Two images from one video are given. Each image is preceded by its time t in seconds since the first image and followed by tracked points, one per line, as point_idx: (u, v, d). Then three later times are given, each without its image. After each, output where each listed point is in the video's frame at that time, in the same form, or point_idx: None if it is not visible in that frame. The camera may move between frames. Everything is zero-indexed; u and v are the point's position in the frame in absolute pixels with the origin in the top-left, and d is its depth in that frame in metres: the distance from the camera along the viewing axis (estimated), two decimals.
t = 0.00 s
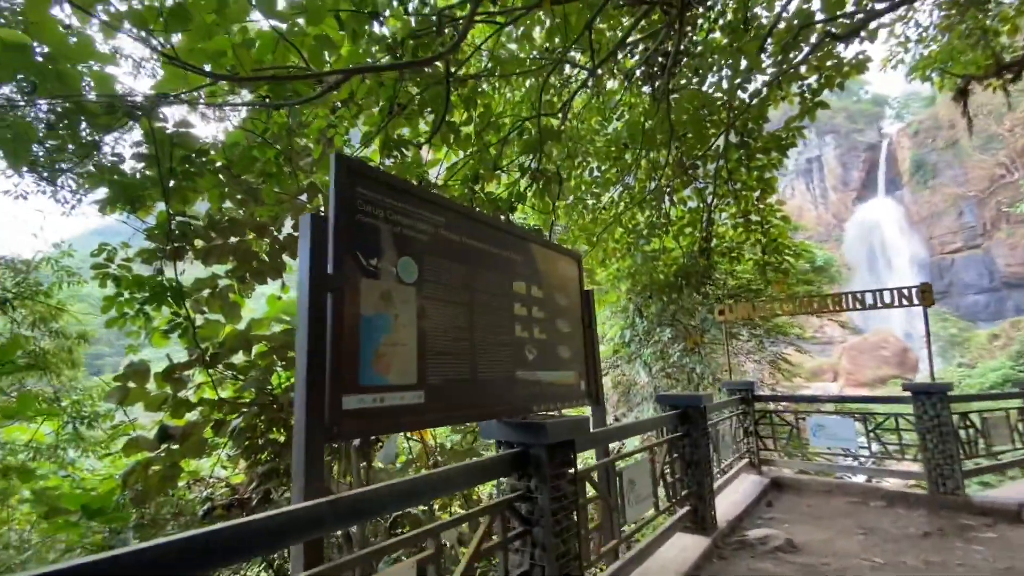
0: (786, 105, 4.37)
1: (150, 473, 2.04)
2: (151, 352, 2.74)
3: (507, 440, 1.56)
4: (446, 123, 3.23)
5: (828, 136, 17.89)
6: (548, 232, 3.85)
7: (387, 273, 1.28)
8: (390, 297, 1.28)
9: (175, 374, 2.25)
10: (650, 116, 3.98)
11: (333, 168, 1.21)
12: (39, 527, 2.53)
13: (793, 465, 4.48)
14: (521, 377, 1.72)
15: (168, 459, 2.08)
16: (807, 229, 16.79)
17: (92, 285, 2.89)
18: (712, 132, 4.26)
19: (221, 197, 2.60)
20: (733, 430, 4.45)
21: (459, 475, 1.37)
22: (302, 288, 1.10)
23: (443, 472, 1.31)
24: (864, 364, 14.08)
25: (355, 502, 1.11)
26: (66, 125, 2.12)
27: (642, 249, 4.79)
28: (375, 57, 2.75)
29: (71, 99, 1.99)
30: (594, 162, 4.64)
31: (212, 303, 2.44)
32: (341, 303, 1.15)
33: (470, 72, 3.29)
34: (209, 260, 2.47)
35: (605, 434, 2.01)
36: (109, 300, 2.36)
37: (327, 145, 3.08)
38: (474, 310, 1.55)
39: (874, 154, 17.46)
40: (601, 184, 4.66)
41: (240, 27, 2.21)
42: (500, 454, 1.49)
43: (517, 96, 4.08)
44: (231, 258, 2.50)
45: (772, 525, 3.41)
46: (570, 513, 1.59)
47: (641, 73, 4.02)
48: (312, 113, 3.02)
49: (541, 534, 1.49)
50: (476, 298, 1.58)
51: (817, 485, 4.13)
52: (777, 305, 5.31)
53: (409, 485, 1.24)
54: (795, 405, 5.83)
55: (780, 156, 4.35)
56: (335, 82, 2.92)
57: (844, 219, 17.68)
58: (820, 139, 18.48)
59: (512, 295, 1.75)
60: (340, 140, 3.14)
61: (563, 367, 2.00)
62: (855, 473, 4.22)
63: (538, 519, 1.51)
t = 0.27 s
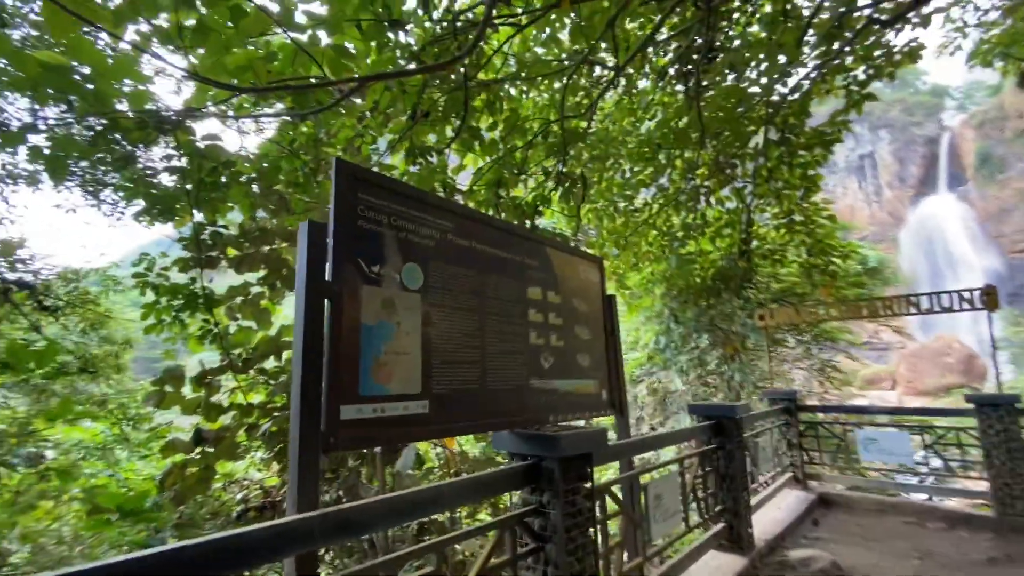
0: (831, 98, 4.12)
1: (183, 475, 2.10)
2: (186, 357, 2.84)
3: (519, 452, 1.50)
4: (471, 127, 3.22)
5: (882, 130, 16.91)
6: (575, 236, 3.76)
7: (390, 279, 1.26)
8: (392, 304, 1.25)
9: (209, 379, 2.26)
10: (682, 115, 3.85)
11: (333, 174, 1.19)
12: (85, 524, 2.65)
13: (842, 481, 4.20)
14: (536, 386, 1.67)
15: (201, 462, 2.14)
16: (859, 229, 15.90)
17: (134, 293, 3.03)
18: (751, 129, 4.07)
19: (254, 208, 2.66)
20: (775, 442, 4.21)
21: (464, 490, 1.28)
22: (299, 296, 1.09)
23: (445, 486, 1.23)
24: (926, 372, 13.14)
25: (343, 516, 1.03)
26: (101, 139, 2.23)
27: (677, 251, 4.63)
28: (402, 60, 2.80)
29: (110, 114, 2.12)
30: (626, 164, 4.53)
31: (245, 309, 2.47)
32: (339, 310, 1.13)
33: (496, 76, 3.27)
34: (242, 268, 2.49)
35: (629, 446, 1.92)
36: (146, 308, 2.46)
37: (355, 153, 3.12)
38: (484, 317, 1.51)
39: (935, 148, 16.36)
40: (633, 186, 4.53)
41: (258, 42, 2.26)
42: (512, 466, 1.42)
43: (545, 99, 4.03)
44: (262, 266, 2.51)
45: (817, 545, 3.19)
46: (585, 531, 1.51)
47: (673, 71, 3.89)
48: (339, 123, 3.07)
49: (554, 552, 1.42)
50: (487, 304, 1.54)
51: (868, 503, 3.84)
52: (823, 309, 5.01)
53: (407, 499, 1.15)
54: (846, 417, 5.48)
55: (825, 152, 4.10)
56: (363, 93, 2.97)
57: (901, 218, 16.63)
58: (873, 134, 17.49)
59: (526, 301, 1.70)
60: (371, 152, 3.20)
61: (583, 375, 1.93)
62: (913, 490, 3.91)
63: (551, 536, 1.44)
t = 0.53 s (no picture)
0: (882, 89, 3.86)
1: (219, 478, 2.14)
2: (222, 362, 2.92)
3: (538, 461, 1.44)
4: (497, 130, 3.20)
5: (942, 124, 15.90)
6: (605, 239, 3.66)
7: (400, 281, 1.23)
8: (402, 306, 1.22)
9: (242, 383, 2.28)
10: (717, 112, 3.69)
11: (342, 175, 1.18)
12: (132, 522, 2.77)
13: (900, 498, 3.88)
14: (557, 392, 1.60)
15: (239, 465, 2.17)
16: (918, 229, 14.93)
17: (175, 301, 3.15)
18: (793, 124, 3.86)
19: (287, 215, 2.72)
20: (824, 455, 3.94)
21: (476, 499, 1.23)
22: (304, 297, 1.07)
23: (454, 496, 1.19)
24: (998, 382, 12.12)
25: (345, 525, 1.00)
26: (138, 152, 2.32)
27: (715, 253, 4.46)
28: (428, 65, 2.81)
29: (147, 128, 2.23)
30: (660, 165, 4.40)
31: (280, 315, 2.50)
32: (346, 312, 1.11)
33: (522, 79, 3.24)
34: (275, 275, 2.54)
35: (660, 455, 1.82)
36: (187, 314, 2.55)
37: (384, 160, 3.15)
38: (501, 320, 1.46)
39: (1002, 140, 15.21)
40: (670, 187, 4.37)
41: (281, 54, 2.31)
42: (528, 476, 1.36)
43: (574, 102, 3.96)
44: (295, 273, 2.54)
45: (872, 568, 2.94)
46: (609, 547, 1.43)
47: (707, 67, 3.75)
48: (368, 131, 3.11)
49: (574, 568, 1.35)
50: (504, 307, 1.49)
51: (930, 523, 3.53)
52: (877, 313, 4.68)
53: (414, 509, 1.12)
54: (905, 429, 5.09)
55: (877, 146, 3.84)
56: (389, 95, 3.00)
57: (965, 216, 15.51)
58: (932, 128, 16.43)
59: (546, 304, 1.64)
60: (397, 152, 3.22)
61: (608, 381, 1.84)
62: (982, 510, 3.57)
63: (571, 551, 1.36)
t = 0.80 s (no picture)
0: (937, 79, 3.58)
1: (243, 488, 2.14)
2: (250, 371, 2.94)
3: (553, 477, 1.34)
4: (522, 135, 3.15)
5: (1005, 120, 14.90)
6: (634, 244, 3.52)
7: (401, 285, 1.17)
8: (404, 311, 1.16)
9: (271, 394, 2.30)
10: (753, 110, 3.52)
11: (341, 175, 1.13)
12: (165, 527, 2.83)
13: (969, 524, 3.52)
14: (575, 403, 1.50)
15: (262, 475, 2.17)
16: (982, 232, 13.92)
17: (207, 310, 3.21)
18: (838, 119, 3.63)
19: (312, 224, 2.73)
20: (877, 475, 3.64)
21: (484, 519, 1.11)
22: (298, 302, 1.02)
23: (460, 514, 1.07)
24: None
25: (334, 545, 0.90)
26: (167, 166, 2.37)
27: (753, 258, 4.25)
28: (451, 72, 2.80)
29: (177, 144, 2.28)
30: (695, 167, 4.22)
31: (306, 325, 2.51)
32: (342, 317, 1.05)
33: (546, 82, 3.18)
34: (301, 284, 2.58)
35: (693, 473, 1.69)
36: (216, 323, 2.59)
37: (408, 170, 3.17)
38: (513, 326, 1.38)
39: None
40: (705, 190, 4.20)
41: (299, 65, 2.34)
42: (541, 493, 1.25)
43: (602, 106, 3.87)
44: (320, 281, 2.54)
45: None
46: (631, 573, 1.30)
47: (743, 64, 3.58)
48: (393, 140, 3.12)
49: None
50: (516, 312, 1.41)
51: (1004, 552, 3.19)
52: (937, 320, 4.32)
53: (414, 528, 1.00)
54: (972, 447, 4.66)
55: (932, 141, 3.55)
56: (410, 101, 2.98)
57: None
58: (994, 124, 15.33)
59: (563, 310, 1.55)
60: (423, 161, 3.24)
61: (632, 392, 1.73)
62: None
63: None
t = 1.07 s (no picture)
0: (1003, 55, 3.27)
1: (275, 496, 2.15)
2: (283, 381, 2.99)
3: (574, 494, 1.26)
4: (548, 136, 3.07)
5: None
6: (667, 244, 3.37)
7: (406, 292, 1.12)
8: (409, 319, 1.11)
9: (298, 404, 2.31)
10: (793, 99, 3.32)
11: (342, 180, 1.10)
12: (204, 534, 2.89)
13: None
14: (597, 414, 1.42)
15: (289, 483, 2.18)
16: None
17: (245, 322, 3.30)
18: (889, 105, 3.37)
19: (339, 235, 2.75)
20: (946, 489, 3.31)
21: (495, 537, 1.05)
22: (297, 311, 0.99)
23: (470, 534, 1.01)
24: None
25: (332, 568, 0.85)
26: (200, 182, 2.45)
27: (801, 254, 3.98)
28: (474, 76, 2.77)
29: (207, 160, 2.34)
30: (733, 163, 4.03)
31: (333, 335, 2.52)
32: (343, 327, 1.01)
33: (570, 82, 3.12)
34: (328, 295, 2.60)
35: (732, 487, 1.56)
36: (249, 334, 2.64)
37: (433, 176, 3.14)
38: (527, 333, 1.32)
39: None
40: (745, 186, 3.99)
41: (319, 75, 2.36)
42: (560, 511, 1.17)
43: (631, 104, 3.76)
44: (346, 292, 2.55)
45: None
46: None
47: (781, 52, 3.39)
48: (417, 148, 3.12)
49: None
50: (531, 318, 1.34)
51: None
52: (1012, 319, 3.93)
53: (419, 550, 0.94)
54: None
55: (999, 122, 3.24)
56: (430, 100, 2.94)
57: None
58: None
59: (583, 315, 1.47)
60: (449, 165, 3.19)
61: (662, 401, 1.62)
62: None
63: None
